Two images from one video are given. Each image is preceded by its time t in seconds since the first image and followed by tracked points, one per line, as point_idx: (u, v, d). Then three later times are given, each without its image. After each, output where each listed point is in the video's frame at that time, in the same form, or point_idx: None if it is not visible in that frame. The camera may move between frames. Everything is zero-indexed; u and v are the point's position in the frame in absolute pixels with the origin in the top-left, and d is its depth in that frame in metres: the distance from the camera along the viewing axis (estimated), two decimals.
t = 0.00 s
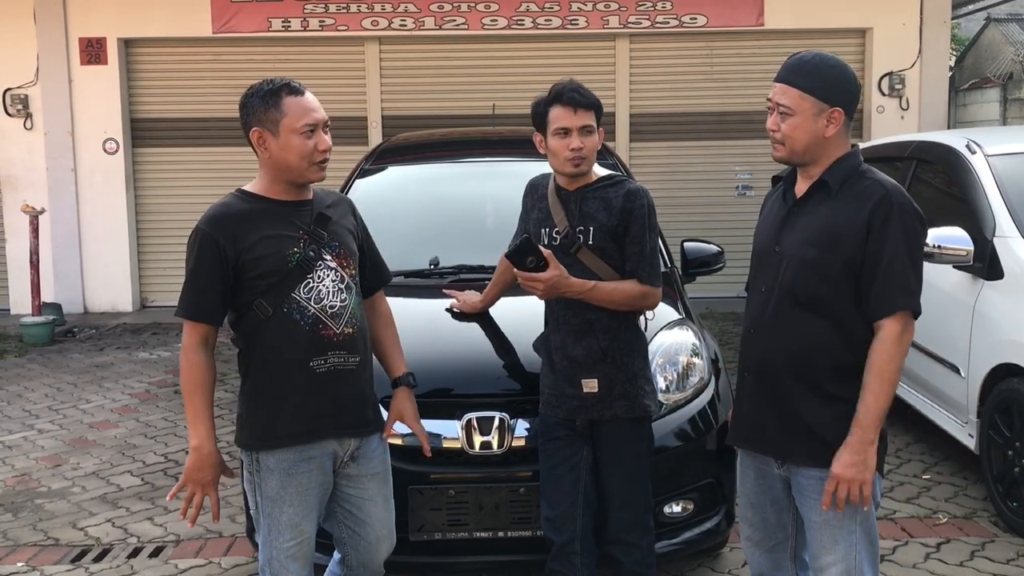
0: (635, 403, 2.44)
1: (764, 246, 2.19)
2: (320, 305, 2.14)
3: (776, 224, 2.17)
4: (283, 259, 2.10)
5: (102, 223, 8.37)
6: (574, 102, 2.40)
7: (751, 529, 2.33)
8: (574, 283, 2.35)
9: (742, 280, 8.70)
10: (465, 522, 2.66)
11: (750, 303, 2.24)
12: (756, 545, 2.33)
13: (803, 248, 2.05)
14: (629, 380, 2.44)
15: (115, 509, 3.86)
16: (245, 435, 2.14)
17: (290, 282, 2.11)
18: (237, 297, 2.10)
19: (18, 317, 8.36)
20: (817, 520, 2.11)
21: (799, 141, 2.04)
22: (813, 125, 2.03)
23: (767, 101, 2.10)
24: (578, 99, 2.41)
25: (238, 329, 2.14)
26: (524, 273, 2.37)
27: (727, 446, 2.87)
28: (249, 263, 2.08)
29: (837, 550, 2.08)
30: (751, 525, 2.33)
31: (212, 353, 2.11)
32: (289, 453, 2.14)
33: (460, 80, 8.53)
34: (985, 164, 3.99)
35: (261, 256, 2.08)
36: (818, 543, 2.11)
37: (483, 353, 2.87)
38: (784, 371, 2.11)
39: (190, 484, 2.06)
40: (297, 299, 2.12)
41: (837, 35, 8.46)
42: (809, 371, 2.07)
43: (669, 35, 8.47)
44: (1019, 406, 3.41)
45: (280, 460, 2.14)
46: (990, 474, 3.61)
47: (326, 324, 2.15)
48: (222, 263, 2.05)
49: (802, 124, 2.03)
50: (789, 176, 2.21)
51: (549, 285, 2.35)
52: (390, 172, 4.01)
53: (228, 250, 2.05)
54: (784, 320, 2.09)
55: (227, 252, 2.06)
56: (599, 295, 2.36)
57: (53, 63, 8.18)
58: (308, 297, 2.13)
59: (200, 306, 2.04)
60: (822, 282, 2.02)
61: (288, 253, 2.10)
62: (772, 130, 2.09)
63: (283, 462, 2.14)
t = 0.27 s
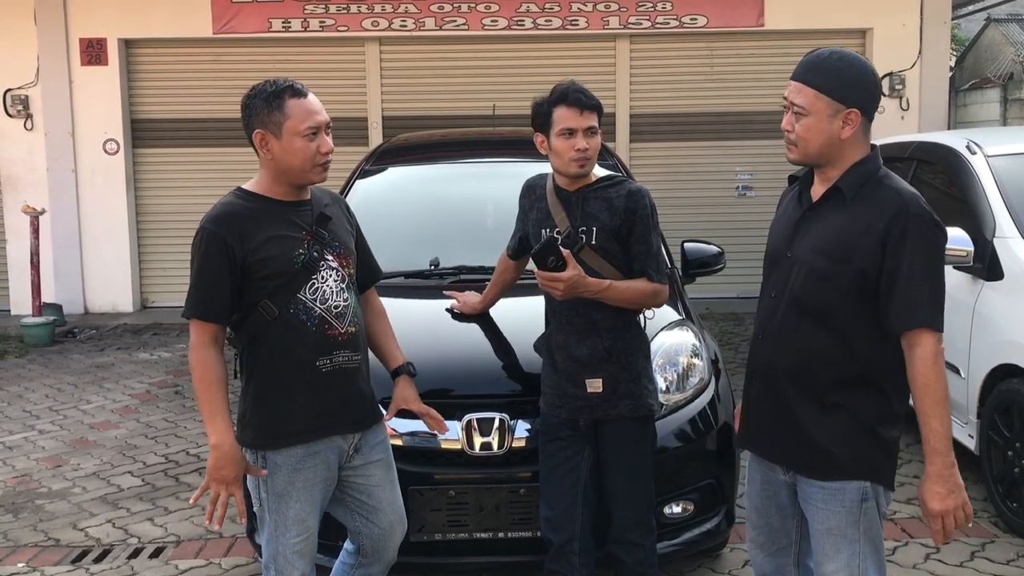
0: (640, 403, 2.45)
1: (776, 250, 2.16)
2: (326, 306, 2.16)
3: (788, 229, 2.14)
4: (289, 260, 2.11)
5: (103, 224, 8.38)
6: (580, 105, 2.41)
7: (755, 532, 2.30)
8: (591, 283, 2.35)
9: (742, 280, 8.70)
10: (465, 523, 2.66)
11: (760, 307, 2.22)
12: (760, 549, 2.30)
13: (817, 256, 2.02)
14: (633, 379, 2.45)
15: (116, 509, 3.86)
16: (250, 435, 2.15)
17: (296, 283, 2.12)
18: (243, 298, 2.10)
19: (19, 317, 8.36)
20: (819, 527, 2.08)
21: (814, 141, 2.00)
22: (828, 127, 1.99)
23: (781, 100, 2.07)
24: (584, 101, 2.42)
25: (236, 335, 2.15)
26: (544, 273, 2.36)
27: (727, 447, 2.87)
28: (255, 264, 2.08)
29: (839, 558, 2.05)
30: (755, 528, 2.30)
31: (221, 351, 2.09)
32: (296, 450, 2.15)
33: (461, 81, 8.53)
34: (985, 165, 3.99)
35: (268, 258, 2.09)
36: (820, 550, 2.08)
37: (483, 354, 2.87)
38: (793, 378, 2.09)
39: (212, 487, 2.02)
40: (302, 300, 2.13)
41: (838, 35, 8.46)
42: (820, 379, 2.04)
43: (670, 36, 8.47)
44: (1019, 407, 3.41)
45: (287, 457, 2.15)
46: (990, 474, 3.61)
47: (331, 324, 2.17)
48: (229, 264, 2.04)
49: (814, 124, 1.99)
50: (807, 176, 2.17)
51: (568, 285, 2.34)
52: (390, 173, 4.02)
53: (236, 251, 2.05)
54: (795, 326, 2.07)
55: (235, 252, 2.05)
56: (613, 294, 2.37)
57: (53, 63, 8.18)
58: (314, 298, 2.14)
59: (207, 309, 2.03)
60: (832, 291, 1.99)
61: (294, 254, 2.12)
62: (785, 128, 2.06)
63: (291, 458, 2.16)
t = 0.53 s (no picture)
0: (640, 402, 2.44)
1: (784, 251, 2.14)
2: (328, 304, 2.16)
3: (797, 228, 2.12)
4: (292, 259, 2.11)
5: (103, 224, 8.37)
6: (576, 106, 2.41)
7: (753, 531, 2.30)
8: (618, 286, 2.31)
9: (742, 280, 8.70)
10: (464, 523, 2.66)
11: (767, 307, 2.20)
12: (756, 549, 2.30)
13: (824, 258, 1.99)
14: (634, 379, 2.44)
15: (115, 510, 3.86)
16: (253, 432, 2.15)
17: (299, 282, 2.12)
18: (248, 296, 2.10)
19: (19, 318, 8.36)
20: (824, 532, 2.08)
21: (826, 139, 1.98)
22: (840, 118, 1.96)
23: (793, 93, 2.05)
24: (581, 102, 2.41)
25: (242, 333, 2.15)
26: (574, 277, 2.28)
27: (728, 447, 2.87)
28: (261, 262, 2.08)
29: (845, 565, 2.05)
30: (753, 527, 2.30)
31: (230, 351, 2.08)
32: (298, 447, 2.15)
33: (461, 81, 8.53)
34: (985, 165, 3.98)
35: (272, 256, 2.09)
36: (826, 555, 2.08)
37: (483, 354, 2.87)
38: (799, 380, 2.07)
39: (224, 481, 2.01)
40: (305, 297, 2.13)
41: (838, 35, 8.46)
42: (825, 381, 2.03)
43: (670, 36, 8.47)
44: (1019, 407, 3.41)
45: (290, 453, 2.16)
46: (990, 475, 3.61)
47: (333, 322, 2.17)
48: (234, 262, 2.04)
49: (826, 117, 1.97)
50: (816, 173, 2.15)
51: (597, 290, 2.29)
52: (390, 173, 4.01)
53: (241, 250, 2.05)
54: (801, 328, 2.05)
55: (240, 250, 2.05)
56: (633, 295, 2.35)
57: (53, 63, 8.18)
58: (316, 297, 2.14)
59: (213, 308, 2.02)
60: (838, 293, 1.97)
61: (297, 254, 2.12)
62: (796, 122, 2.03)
63: (292, 454, 2.16)
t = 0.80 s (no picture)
0: (640, 402, 2.45)
1: (785, 253, 2.13)
2: (325, 301, 2.17)
3: (798, 229, 2.11)
4: (292, 255, 2.12)
5: (103, 224, 8.38)
6: (574, 108, 2.41)
7: (741, 530, 2.28)
8: (640, 290, 2.32)
9: (742, 280, 8.71)
10: (465, 523, 2.66)
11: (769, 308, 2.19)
12: (743, 549, 2.28)
13: (822, 257, 1.97)
14: (634, 379, 2.45)
15: (116, 510, 3.86)
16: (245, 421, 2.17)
17: (297, 277, 2.14)
18: (249, 291, 2.12)
19: (20, 318, 8.36)
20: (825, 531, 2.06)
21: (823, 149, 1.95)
22: (834, 126, 1.95)
23: (771, 110, 2.01)
24: (579, 105, 2.42)
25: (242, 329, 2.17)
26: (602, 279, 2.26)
27: (727, 448, 2.87)
28: (263, 256, 2.10)
29: (842, 565, 2.04)
30: (741, 526, 2.28)
31: (230, 343, 2.12)
32: (290, 438, 2.17)
33: (461, 81, 8.54)
34: (985, 166, 3.99)
35: (274, 251, 2.10)
36: (825, 554, 2.07)
37: (483, 354, 2.87)
38: (796, 380, 2.05)
39: (217, 473, 2.11)
40: (303, 293, 2.14)
41: (838, 35, 8.46)
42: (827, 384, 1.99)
43: (670, 36, 8.47)
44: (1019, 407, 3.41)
45: (283, 444, 2.17)
46: (990, 475, 3.61)
47: (329, 319, 2.18)
48: (236, 255, 2.06)
49: (823, 126, 1.94)
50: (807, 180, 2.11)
51: (623, 294, 2.29)
52: (390, 173, 4.02)
53: (244, 244, 2.07)
54: (800, 327, 2.04)
55: (243, 244, 2.07)
56: (642, 295, 2.35)
57: (54, 64, 8.19)
58: (313, 293, 2.16)
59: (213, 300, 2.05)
60: (840, 295, 1.94)
61: (297, 250, 2.13)
62: (785, 138, 1.99)
63: (286, 446, 2.17)
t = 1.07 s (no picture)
0: (642, 403, 2.45)
1: (761, 259, 2.12)
2: (314, 305, 2.18)
3: (772, 234, 2.10)
4: (286, 256, 2.13)
5: (104, 225, 8.38)
6: (572, 110, 2.41)
7: (743, 543, 2.25)
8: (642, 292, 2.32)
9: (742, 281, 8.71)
10: (465, 524, 2.66)
11: (750, 315, 2.17)
12: (748, 561, 2.25)
13: (812, 256, 1.98)
14: (636, 380, 2.45)
15: (117, 510, 3.86)
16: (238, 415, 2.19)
17: (291, 279, 2.15)
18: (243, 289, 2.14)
19: (20, 318, 8.36)
20: (830, 534, 2.06)
21: (788, 142, 1.99)
22: (799, 118, 1.98)
23: (742, 104, 2.05)
24: (576, 106, 2.42)
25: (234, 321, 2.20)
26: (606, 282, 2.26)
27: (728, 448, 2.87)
28: (258, 255, 2.12)
29: (852, 565, 2.03)
30: (743, 540, 2.25)
31: (229, 337, 2.15)
32: (279, 432, 2.18)
33: (462, 82, 8.54)
34: (986, 167, 3.99)
35: (268, 251, 2.12)
36: (832, 556, 2.06)
37: (483, 355, 2.88)
38: (793, 383, 2.04)
39: (216, 463, 2.16)
40: (293, 296, 2.16)
41: (838, 36, 8.46)
42: (822, 379, 2.00)
43: (671, 37, 8.47)
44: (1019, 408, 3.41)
45: (269, 438, 2.18)
46: (990, 476, 3.62)
47: (318, 323, 2.19)
48: (231, 251, 2.09)
49: (786, 118, 1.98)
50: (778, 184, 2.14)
51: (626, 297, 2.29)
52: (390, 174, 4.02)
53: (239, 241, 2.09)
54: (790, 331, 2.03)
55: (239, 243, 2.10)
56: (643, 297, 2.35)
57: (54, 64, 8.19)
58: (304, 296, 2.16)
59: (206, 288, 2.08)
60: (832, 288, 1.95)
61: (292, 252, 2.14)
62: (753, 132, 2.03)
63: (272, 439, 2.18)
